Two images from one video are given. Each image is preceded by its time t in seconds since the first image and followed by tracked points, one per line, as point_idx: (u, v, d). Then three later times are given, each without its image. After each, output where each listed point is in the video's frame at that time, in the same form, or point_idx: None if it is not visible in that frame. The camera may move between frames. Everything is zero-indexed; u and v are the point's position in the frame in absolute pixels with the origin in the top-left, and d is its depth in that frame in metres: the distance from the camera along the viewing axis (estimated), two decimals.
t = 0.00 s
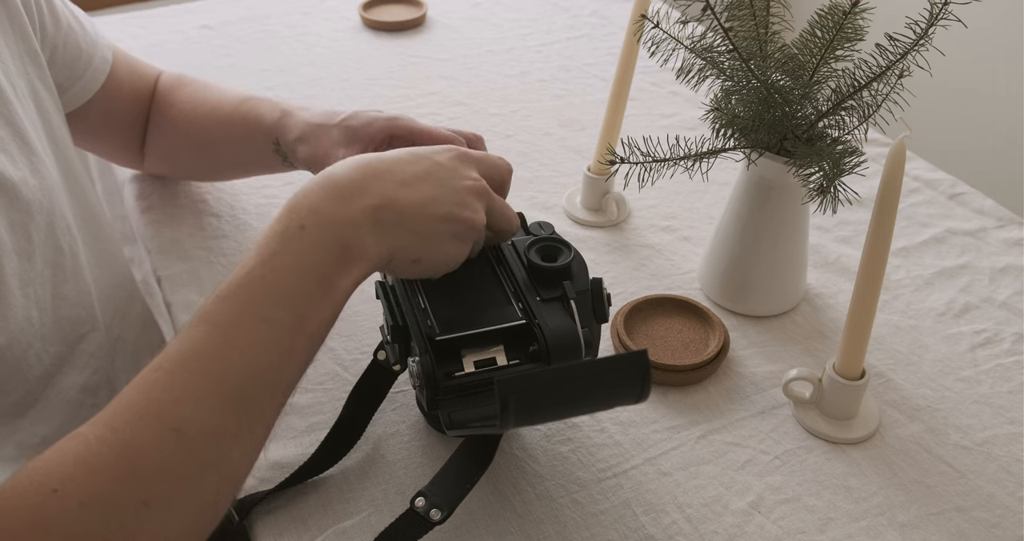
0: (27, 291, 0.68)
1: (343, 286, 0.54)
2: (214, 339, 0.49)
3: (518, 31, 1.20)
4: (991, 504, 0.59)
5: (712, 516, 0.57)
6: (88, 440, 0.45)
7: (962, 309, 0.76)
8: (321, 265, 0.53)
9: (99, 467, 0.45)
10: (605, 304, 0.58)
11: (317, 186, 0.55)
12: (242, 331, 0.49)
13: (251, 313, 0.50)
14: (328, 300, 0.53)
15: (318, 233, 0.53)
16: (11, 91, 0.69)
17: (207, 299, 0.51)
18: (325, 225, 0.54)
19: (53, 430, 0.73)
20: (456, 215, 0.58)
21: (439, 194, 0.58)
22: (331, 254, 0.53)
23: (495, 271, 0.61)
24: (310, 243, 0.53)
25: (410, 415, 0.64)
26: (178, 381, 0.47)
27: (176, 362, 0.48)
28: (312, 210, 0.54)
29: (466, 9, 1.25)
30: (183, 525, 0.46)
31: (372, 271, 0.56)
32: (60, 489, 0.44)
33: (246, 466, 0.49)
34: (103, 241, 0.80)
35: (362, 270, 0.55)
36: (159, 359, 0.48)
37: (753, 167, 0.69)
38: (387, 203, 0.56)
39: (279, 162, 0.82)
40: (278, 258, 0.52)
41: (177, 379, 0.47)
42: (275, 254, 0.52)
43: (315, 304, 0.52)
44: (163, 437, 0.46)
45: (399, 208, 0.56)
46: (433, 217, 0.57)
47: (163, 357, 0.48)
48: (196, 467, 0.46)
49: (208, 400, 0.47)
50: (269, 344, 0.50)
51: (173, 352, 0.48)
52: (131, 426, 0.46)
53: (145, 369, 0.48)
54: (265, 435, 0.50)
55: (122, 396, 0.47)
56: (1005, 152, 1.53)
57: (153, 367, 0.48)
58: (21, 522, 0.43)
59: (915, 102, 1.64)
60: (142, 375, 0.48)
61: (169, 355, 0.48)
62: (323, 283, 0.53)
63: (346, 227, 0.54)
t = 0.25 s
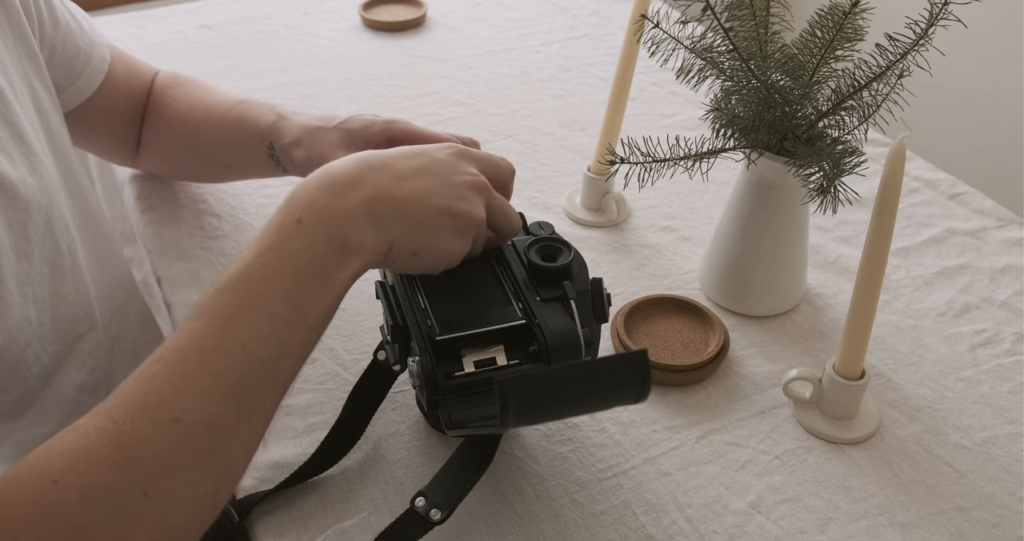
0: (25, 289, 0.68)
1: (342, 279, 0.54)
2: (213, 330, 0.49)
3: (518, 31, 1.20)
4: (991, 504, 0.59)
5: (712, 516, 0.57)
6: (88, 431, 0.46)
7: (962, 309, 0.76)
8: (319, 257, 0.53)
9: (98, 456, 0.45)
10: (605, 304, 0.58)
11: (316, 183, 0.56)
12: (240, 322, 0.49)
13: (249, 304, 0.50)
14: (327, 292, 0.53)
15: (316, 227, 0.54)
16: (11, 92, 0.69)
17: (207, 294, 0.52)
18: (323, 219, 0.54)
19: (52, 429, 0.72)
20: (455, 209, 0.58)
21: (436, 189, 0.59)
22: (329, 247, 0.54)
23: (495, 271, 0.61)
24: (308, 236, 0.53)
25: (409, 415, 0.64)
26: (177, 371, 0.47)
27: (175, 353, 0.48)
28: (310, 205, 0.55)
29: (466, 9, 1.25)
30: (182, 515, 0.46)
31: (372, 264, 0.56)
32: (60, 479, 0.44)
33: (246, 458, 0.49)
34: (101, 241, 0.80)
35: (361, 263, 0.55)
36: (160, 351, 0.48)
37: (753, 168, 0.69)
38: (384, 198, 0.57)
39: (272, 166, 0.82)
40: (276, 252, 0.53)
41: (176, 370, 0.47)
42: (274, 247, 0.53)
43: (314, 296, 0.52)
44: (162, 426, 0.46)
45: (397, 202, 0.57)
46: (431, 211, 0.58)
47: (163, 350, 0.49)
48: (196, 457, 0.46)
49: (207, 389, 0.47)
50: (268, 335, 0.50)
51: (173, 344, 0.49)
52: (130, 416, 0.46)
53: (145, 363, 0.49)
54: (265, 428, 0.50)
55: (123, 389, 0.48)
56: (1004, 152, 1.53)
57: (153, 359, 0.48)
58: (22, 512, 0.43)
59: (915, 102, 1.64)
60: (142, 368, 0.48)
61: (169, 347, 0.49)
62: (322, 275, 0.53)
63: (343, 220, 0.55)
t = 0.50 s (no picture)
0: (22, 287, 0.68)
1: (340, 273, 0.54)
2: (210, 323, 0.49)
3: (518, 31, 1.20)
4: (991, 504, 0.59)
5: (712, 516, 0.57)
6: (85, 425, 0.46)
7: (962, 309, 0.76)
8: (317, 252, 0.53)
9: (95, 449, 0.45)
10: (605, 304, 0.58)
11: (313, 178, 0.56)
12: (237, 315, 0.49)
13: (246, 297, 0.50)
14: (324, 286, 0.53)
15: (313, 221, 0.54)
16: (10, 92, 0.69)
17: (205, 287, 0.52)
18: (320, 213, 0.54)
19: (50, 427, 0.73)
20: (451, 205, 0.59)
21: (433, 185, 0.59)
22: (326, 241, 0.54)
23: (495, 271, 0.60)
24: (305, 230, 0.54)
25: (410, 415, 0.64)
26: (174, 364, 0.47)
27: (172, 346, 0.48)
28: (306, 199, 0.55)
29: (466, 9, 1.25)
30: (180, 508, 0.46)
31: (369, 258, 0.56)
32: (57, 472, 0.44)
33: (245, 451, 0.49)
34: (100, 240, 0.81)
35: (358, 257, 0.55)
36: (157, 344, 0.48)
37: (752, 167, 0.69)
38: (380, 193, 0.57)
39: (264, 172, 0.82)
40: (273, 245, 0.53)
41: (173, 362, 0.48)
42: (271, 242, 0.53)
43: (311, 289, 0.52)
44: (159, 419, 0.46)
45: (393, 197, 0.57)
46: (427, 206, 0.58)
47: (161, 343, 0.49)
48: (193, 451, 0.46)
49: (204, 382, 0.47)
50: (265, 328, 0.50)
51: (170, 337, 0.49)
52: (127, 408, 0.46)
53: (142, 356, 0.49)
54: (263, 422, 0.50)
55: (120, 382, 0.48)
56: (1004, 152, 1.53)
57: (151, 353, 0.49)
58: (19, 505, 0.43)
59: (915, 102, 1.64)
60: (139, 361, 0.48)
61: (166, 340, 0.49)
62: (320, 270, 0.53)
63: (340, 214, 0.55)
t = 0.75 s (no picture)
0: (21, 286, 0.68)
1: (336, 274, 0.54)
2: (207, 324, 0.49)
3: (518, 31, 1.20)
4: (991, 504, 0.59)
5: (712, 516, 0.57)
6: (81, 426, 0.46)
7: (962, 309, 0.76)
8: (313, 253, 0.53)
9: (91, 451, 0.45)
10: (605, 303, 0.58)
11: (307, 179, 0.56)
12: (233, 316, 0.49)
13: (242, 298, 0.50)
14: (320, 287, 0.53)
15: (308, 221, 0.54)
16: (10, 90, 0.69)
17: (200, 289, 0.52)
18: (316, 213, 0.54)
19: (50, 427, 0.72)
20: (448, 204, 0.59)
21: (429, 184, 0.59)
22: (322, 242, 0.54)
23: (495, 271, 0.60)
24: (301, 231, 0.54)
25: (410, 415, 0.64)
26: (170, 365, 0.47)
27: (168, 347, 0.48)
28: (301, 200, 0.55)
29: (466, 9, 1.25)
30: (177, 509, 0.46)
31: (366, 258, 0.56)
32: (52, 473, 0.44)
33: (242, 453, 0.49)
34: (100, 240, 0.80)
35: (354, 257, 0.55)
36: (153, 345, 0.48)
37: (753, 167, 0.69)
38: (376, 193, 0.57)
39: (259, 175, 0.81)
40: (269, 246, 0.53)
41: (168, 363, 0.48)
42: (266, 242, 0.53)
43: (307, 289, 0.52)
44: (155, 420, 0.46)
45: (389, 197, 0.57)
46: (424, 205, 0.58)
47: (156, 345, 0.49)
48: (189, 452, 0.46)
49: (200, 383, 0.47)
50: (261, 329, 0.50)
51: (166, 339, 0.49)
52: (123, 410, 0.46)
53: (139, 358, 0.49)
54: (260, 423, 0.50)
55: (116, 384, 0.48)
56: (1004, 152, 1.53)
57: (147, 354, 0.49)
58: (15, 506, 0.44)
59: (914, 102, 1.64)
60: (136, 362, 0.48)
61: (162, 342, 0.49)
62: (316, 271, 0.53)
63: (336, 215, 0.55)
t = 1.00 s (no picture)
0: (24, 285, 0.69)
1: (335, 272, 0.54)
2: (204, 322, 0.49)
3: (518, 31, 1.20)
4: (991, 504, 0.59)
5: (712, 516, 0.57)
6: (80, 422, 0.46)
7: (962, 309, 0.76)
8: (312, 251, 0.53)
9: (90, 447, 0.45)
10: (605, 303, 0.58)
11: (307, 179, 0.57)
12: (233, 314, 0.50)
13: (242, 296, 0.50)
14: (320, 285, 0.53)
15: (308, 220, 0.54)
16: (13, 88, 0.69)
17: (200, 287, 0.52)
18: (315, 212, 0.54)
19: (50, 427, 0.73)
20: (447, 202, 0.59)
21: (429, 183, 0.59)
22: (322, 241, 0.54)
23: (495, 271, 0.60)
24: (300, 230, 0.54)
25: (410, 415, 0.64)
26: (170, 363, 0.47)
27: (167, 345, 0.48)
28: (301, 200, 0.55)
29: (466, 9, 1.25)
30: (176, 506, 0.46)
31: (365, 257, 0.56)
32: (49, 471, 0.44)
33: (241, 451, 0.49)
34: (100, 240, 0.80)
35: (353, 256, 0.55)
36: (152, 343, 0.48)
37: (753, 168, 0.69)
38: (376, 192, 0.57)
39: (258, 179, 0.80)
40: (269, 245, 0.53)
41: (168, 361, 0.48)
42: (266, 241, 0.53)
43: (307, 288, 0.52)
44: (154, 417, 0.46)
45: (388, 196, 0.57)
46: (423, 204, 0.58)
47: (156, 342, 0.49)
48: (189, 449, 0.46)
49: (200, 381, 0.47)
50: (261, 327, 0.50)
51: (165, 337, 0.49)
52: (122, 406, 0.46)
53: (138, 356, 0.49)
54: (259, 422, 0.50)
55: (115, 381, 0.48)
56: (1004, 152, 1.53)
57: (146, 352, 0.49)
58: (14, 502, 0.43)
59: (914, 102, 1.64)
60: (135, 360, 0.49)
61: (161, 340, 0.49)
62: (315, 269, 0.53)
63: (335, 213, 0.55)
